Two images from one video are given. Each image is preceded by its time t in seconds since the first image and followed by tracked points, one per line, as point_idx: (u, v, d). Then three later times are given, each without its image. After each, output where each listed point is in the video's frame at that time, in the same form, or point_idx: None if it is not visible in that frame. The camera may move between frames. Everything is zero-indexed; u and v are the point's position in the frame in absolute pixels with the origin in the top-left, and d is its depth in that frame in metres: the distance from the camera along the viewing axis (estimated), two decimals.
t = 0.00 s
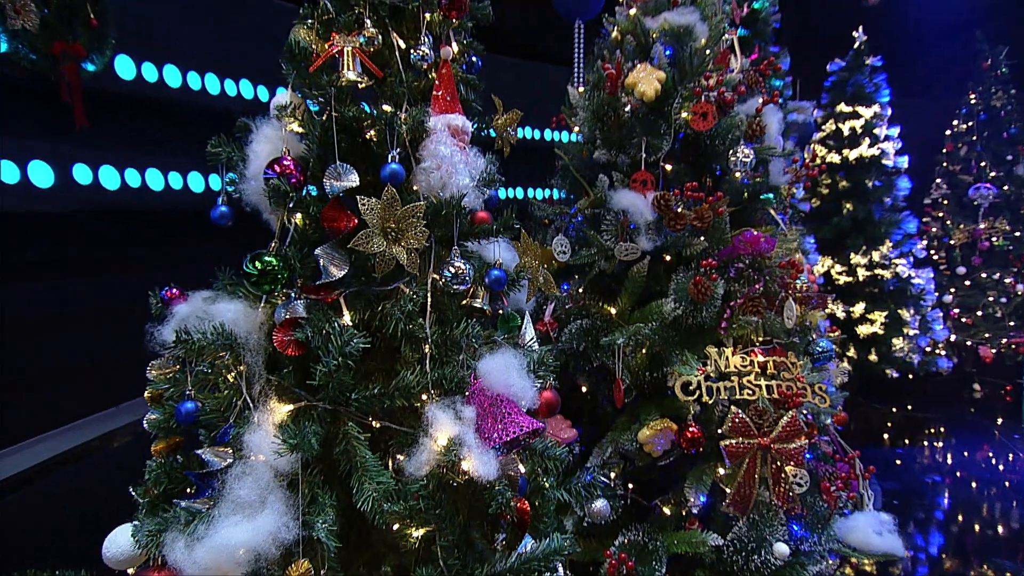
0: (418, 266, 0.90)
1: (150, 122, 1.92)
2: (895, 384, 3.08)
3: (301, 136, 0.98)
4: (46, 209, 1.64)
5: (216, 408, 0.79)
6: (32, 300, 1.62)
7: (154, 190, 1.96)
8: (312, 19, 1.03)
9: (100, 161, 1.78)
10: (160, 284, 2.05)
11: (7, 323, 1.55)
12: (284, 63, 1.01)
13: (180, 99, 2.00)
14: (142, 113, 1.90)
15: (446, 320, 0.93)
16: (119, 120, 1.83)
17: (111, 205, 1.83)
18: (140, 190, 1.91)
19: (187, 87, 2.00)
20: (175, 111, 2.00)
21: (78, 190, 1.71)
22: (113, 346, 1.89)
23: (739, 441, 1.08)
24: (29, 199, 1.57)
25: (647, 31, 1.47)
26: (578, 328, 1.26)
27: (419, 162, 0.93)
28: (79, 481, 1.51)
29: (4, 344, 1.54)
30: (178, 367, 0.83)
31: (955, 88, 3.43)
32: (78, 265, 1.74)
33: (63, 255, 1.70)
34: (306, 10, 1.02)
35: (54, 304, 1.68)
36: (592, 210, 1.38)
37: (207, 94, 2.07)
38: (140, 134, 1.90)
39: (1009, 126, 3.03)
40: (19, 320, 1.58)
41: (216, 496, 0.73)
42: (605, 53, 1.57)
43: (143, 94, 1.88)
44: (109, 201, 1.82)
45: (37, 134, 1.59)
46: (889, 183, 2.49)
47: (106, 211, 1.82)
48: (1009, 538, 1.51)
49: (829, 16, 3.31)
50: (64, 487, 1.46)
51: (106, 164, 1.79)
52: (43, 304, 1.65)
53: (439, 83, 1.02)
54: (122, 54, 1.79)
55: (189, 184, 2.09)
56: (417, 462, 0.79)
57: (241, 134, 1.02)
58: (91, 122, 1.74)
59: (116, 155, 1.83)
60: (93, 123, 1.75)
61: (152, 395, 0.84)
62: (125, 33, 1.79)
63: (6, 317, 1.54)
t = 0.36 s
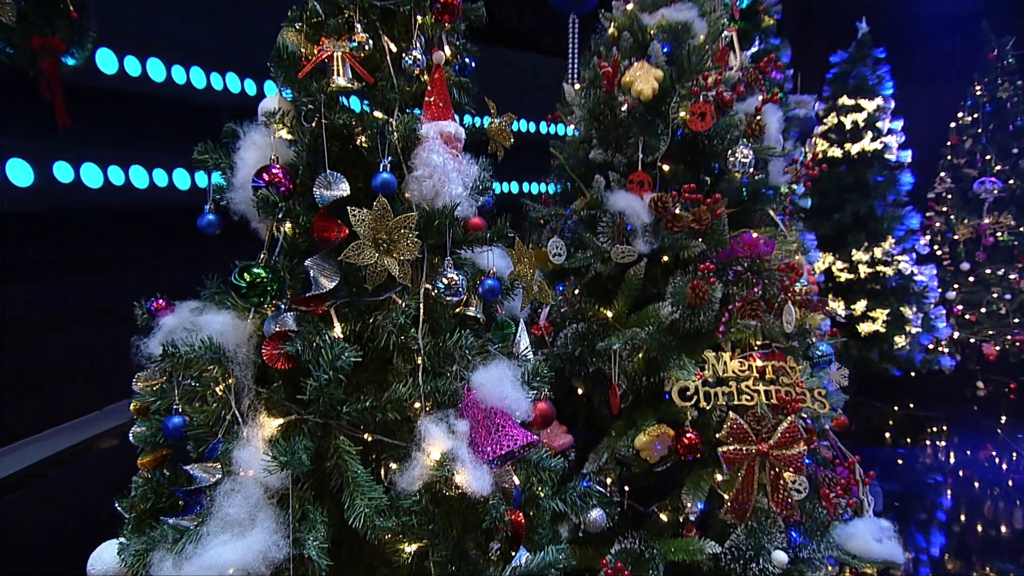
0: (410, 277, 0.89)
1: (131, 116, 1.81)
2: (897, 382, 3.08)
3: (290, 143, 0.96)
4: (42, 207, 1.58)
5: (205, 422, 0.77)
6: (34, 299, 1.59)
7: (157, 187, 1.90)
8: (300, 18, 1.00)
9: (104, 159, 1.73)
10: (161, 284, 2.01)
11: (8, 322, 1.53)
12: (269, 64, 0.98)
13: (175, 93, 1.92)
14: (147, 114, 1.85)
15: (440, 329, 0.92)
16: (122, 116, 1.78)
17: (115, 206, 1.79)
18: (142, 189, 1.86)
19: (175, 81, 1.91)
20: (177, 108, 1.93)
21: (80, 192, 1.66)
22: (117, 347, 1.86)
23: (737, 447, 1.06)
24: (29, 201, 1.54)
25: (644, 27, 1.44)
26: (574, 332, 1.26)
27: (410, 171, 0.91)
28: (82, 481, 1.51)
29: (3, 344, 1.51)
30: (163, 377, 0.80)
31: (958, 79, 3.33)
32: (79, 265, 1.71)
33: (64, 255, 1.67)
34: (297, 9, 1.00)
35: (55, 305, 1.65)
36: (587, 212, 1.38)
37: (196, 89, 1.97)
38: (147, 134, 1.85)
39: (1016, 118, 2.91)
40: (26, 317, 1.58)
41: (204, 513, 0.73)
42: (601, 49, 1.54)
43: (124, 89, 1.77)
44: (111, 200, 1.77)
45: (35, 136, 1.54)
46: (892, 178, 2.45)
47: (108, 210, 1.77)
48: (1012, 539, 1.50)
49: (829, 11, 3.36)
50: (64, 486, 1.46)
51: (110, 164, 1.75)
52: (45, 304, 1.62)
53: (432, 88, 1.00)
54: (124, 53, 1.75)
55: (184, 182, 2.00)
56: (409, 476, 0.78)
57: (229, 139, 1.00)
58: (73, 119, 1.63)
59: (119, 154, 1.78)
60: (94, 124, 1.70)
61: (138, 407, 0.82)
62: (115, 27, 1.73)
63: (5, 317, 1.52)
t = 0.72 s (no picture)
0: (404, 289, 0.88)
1: (115, 111, 1.73)
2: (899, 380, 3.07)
3: (280, 151, 0.95)
4: (43, 207, 1.56)
5: (194, 438, 0.77)
6: (39, 297, 1.57)
7: (145, 186, 1.83)
8: (291, 24, 1.00)
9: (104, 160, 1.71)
10: (161, 284, 1.98)
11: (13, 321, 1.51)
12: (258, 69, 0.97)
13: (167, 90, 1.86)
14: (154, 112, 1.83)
15: (433, 340, 0.91)
16: (114, 119, 1.73)
17: (114, 207, 1.76)
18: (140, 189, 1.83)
19: (160, 76, 1.83)
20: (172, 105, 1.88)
21: (71, 192, 1.62)
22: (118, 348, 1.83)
23: (736, 454, 1.05)
24: (29, 201, 1.52)
25: (643, 23, 1.42)
26: (570, 337, 1.24)
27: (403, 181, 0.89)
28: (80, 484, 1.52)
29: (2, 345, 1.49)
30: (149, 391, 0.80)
31: (965, 72, 3.26)
32: (80, 265, 1.70)
33: (67, 256, 1.66)
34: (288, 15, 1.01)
35: (57, 306, 1.63)
36: (584, 215, 1.36)
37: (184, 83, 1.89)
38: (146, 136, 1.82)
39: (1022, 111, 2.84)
40: (31, 316, 1.56)
41: (194, 532, 0.72)
42: (599, 46, 1.53)
43: (107, 84, 1.69)
44: (104, 199, 1.72)
45: (35, 136, 1.52)
46: (896, 173, 2.42)
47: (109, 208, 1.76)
48: (1016, 541, 1.49)
49: (830, 9, 3.28)
50: (59, 487, 1.47)
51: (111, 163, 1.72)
52: (47, 305, 1.61)
53: (425, 94, 0.98)
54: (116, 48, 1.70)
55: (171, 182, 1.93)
56: (403, 492, 0.77)
57: (217, 144, 0.98)
58: (52, 116, 1.57)
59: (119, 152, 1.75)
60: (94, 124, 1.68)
61: (125, 421, 0.83)
62: (117, 26, 1.70)
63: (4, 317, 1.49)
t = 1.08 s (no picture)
0: (397, 301, 0.87)
1: (98, 105, 1.68)
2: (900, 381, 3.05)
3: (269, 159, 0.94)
4: (42, 205, 1.53)
5: (183, 454, 0.75)
6: (39, 298, 1.57)
7: (129, 184, 1.79)
8: (282, 28, 0.99)
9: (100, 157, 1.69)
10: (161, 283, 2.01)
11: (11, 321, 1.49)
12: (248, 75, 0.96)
13: (152, 86, 1.84)
14: (142, 108, 1.82)
15: (428, 351, 0.91)
16: (106, 115, 1.71)
17: (112, 207, 1.75)
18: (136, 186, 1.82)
19: (145, 71, 1.80)
20: (160, 101, 1.87)
21: (54, 191, 1.56)
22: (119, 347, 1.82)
23: (736, 462, 1.04)
24: (24, 202, 1.48)
25: (641, 20, 1.40)
26: (566, 343, 1.23)
27: (397, 192, 0.88)
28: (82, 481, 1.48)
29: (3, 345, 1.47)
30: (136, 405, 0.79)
31: (970, 63, 3.20)
32: (78, 265, 1.69)
33: (68, 255, 1.66)
34: (279, 19, 0.99)
35: (59, 305, 1.63)
36: (581, 216, 1.34)
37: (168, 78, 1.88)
38: (136, 133, 1.81)
39: None
40: (32, 316, 1.55)
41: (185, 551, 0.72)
42: (596, 43, 1.52)
43: (89, 80, 1.65)
44: (99, 200, 1.70)
45: (29, 136, 1.49)
46: (900, 169, 2.39)
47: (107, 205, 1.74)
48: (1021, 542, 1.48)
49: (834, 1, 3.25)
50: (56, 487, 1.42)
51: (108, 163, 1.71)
52: (49, 304, 1.60)
53: (418, 101, 0.97)
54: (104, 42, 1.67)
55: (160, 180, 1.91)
56: (397, 509, 0.77)
57: (204, 152, 0.97)
58: (35, 111, 1.50)
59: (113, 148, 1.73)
60: (89, 120, 1.66)
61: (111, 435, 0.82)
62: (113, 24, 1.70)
63: (5, 317, 1.47)
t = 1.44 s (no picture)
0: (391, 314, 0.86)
1: (86, 102, 1.55)
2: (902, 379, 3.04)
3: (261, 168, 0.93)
4: (32, 206, 1.44)
5: (173, 471, 0.74)
6: (36, 300, 1.47)
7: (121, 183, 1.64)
8: (272, 32, 0.97)
9: (104, 157, 1.59)
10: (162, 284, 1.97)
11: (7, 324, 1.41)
12: (237, 82, 0.95)
13: (150, 85, 1.68)
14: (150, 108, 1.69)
15: (423, 362, 0.92)
16: (107, 116, 1.60)
17: (115, 205, 1.64)
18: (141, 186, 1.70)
19: (129, 66, 1.63)
20: (164, 101, 1.73)
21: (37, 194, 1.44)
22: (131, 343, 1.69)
23: (735, 470, 1.03)
24: (18, 199, 1.41)
25: (638, 17, 1.38)
26: (563, 348, 1.21)
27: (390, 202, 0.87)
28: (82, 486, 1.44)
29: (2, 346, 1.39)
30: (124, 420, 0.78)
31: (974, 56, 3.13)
32: (79, 265, 1.56)
33: (70, 257, 1.55)
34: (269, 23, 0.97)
35: (64, 303, 1.53)
36: (578, 219, 1.33)
37: (156, 74, 1.69)
38: (137, 133, 1.67)
39: None
40: (29, 315, 1.45)
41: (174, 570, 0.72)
42: (593, 41, 1.50)
43: (74, 76, 1.52)
44: (101, 202, 1.60)
45: (24, 134, 1.42)
46: (903, 164, 2.35)
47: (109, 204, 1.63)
48: None
49: None
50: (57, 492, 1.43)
51: (118, 158, 1.63)
52: (53, 302, 1.51)
53: (412, 109, 0.95)
54: (92, 38, 1.54)
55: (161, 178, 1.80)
56: (391, 526, 0.76)
57: (192, 158, 0.95)
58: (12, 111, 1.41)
59: (116, 144, 1.63)
60: (90, 115, 1.56)
61: (97, 450, 0.81)
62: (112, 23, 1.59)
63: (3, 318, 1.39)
